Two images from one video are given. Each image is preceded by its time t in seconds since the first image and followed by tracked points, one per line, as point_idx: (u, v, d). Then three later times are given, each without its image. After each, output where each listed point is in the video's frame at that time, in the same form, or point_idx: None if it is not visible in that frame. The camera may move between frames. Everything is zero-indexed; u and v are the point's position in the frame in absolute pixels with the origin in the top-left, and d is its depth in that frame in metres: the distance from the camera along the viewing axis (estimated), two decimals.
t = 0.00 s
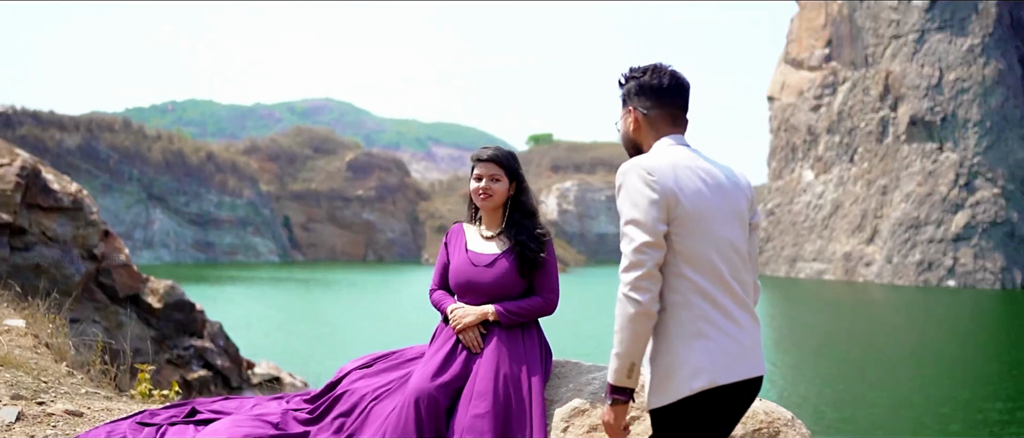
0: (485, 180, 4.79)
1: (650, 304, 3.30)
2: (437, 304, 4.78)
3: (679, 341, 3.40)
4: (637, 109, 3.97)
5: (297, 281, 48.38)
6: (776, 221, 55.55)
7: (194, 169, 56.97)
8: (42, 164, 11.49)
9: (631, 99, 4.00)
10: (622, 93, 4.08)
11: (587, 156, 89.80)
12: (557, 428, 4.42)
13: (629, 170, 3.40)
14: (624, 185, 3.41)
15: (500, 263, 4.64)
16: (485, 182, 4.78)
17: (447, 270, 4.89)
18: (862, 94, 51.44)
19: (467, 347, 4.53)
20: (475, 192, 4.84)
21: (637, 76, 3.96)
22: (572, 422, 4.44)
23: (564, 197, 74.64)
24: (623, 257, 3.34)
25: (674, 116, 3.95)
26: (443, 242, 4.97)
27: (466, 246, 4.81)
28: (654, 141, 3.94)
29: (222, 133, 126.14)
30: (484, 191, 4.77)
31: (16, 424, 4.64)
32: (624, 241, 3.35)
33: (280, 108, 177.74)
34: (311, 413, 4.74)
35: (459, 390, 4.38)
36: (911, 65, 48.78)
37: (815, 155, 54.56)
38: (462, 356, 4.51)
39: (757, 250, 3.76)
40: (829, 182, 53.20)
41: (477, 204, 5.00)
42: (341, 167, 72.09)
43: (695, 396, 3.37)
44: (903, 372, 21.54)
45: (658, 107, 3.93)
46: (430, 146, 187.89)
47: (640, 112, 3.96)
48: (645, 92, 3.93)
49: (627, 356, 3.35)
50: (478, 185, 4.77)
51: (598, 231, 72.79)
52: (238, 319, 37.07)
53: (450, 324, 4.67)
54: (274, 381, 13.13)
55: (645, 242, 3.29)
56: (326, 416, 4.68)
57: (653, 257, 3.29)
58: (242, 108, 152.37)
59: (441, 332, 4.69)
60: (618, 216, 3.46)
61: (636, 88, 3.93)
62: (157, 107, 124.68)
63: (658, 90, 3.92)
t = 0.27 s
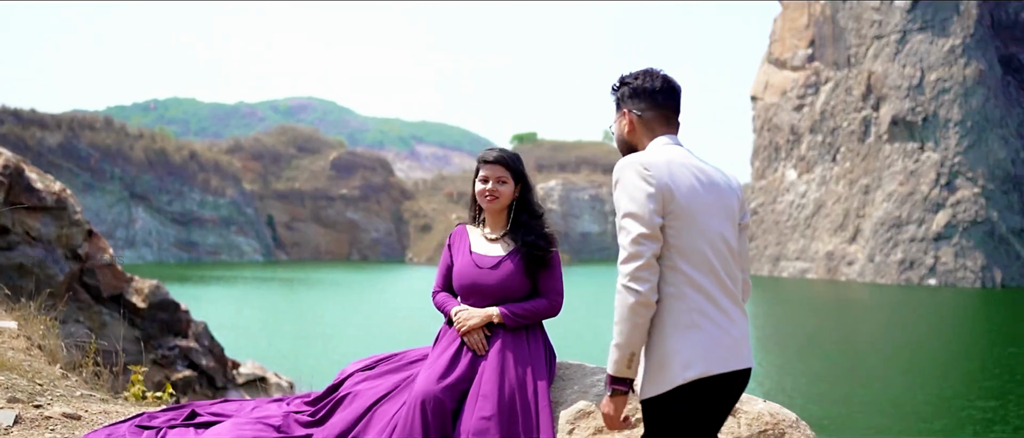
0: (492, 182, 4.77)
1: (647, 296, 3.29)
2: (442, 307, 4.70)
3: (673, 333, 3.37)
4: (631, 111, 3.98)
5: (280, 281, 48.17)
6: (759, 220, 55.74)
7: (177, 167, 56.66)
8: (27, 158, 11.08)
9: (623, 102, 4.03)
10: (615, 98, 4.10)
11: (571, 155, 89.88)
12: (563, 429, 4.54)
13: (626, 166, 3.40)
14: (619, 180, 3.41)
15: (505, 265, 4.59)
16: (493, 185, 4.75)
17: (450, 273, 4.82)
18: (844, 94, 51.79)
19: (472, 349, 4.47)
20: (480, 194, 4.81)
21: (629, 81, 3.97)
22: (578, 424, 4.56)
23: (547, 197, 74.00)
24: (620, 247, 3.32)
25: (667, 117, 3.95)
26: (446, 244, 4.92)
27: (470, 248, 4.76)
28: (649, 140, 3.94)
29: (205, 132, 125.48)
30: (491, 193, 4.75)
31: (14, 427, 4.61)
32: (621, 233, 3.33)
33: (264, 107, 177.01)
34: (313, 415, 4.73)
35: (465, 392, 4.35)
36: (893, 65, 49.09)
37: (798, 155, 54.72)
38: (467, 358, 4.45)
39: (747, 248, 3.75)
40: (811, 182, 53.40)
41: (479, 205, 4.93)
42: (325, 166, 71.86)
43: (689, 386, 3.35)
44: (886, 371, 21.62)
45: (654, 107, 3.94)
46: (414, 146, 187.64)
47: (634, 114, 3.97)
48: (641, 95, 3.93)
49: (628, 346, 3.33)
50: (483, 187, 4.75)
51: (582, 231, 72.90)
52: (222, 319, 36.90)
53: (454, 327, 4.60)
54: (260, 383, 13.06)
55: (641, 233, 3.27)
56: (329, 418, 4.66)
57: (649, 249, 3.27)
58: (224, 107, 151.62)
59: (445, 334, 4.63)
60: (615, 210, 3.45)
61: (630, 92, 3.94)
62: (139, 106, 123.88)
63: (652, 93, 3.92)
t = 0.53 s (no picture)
0: (498, 184, 4.78)
1: (650, 287, 3.28)
2: (444, 309, 4.68)
3: (672, 325, 3.37)
4: (628, 112, 3.97)
5: (264, 280, 47.94)
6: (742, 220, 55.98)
7: (159, 166, 56.32)
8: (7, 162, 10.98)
9: (621, 103, 4.02)
10: (614, 100, 4.09)
11: (555, 155, 89.99)
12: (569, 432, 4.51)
13: (628, 162, 3.41)
14: (622, 176, 3.40)
15: (509, 267, 4.57)
16: (498, 186, 4.76)
17: (452, 274, 4.80)
18: (827, 94, 52.20)
19: (477, 352, 4.43)
20: (485, 196, 4.81)
21: (628, 83, 3.96)
22: (583, 427, 4.55)
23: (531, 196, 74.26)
24: (623, 239, 3.31)
25: (664, 118, 3.92)
26: (448, 246, 4.89)
27: (473, 250, 4.73)
28: (647, 140, 3.90)
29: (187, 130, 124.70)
30: (496, 196, 4.74)
31: (11, 431, 4.56)
32: (624, 226, 3.33)
33: (246, 105, 176.16)
34: (315, 417, 4.75)
35: (469, 394, 4.32)
36: (875, 65, 49.45)
37: (781, 154, 54.92)
38: (470, 361, 4.41)
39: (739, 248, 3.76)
40: (794, 181, 53.64)
41: (481, 206, 4.92)
42: (308, 165, 71.59)
43: (686, 376, 3.36)
44: (870, 370, 21.72)
45: (652, 108, 3.92)
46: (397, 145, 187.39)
47: (633, 115, 3.95)
48: (639, 96, 3.92)
49: (629, 337, 3.32)
50: (488, 188, 4.76)
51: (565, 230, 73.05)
52: (206, 319, 36.69)
53: (458, 331, 4.57)
54: (245, 383, 12.98)
55: (644, 227, 3.28)
56: (331, 420, 4.68)
57: (653, 241, 3.28)
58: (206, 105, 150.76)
59: (448, 337, 4.60)
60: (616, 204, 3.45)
61: (629, 93, 3.92)
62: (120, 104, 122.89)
63: (652, 95, 3.91)
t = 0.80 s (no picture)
0: (503, 188, 4.66)
1: (655, 282, 3.29)
2: (445, 311, 4.65)
3: (675, 321, 3.38)
4: (627, 112, 3.96)
5: (247, 280, 47.71)
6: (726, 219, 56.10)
7: (140, 165, 55.90)
8: None
9: (619, 103, 4.02)
10: (611, 101, 4.09)
11: (538, 154, 90.04)
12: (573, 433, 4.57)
13: (633, 159, 3.41)
14: (627, 171, 3.40)
15: (512, 270, 4.52)
16: (502, 189, 4.65)
17: (454, 277, 4.75)
18: (809, 95, 52.47)
19: (480, 354, 4.43)
20: (489, 198, 4.69)
21: (627, 83, 3.95)
22: (587, 429, 4.59)
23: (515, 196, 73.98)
24: (629, 235, 3.32)
25: (664, 118, 3.92)
26: (449, 248, 4.82)
27: (476, 253, 4.66)
28: (646, 139, 3.90)
29: (169, 130, 123.90)
30: (501, 198, 4.64)
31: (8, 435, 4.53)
32: (630, 220, 3.34)
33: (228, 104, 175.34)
34: (315, 421, 4.75)
35: (472, 395, 4.32)
36: (857, 66, 49.78)
37: (764, 154, 55.04)
38: (473, 363, 4.41)
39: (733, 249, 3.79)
40: (776, 181, 53.80)
41: (483, 207, 4.82)
42: (291, 164, 71.28)
43: (686, 371, 3.38)
44: (852, 369, 21.79)
45: (649, 107, 3.92)
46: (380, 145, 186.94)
47: (631, 115, 3.95)
48: (637, 96, 3.92)
49: (632, 332, 3.32)
50: (491, 192, 4.65)
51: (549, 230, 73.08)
52: (190, 319, 36.47)
53: (460, 333, 4.56)
54: (230, 383, 12.96)
55: (652, 223, 3.29)
56: (332, 424, 4.67)
57: (659, 238, 3.30)
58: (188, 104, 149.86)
59: (451, 339, 4.59)
60: (620, 201, 3.45)
61: (626, 94, 3.94)
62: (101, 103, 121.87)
63: (650, 95, 3.91)
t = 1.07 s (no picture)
0: (508, 190, 4.62)
1: (663, 278, 3.32)
2: (448, 314, 4.59)
3: (679, 318, 3.42)
4: (628, 110, 3.98)
5: (229, 280, 47.48)
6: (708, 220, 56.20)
7: (122, 164, 55.55)
8: None
9: (619, 102, 4.05)
10: (611, 99, 4.10)
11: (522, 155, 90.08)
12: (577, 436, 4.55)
13: (641, 156, 3.45)
14: (634, 168, 3.45)
15: (515, 273, 4.49)
16: (507, 192, 4.61)
17: (456, 280, 4.69)
18: (791, 95, 52.64)
19: (484, 357, 4.39)
20: (493, 200, 4.66)
21: (627, 82, 3.99)
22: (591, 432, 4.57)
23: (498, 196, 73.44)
24: (638, 231, 3.34)
25: (664, 116, 3.95)
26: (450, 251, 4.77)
27: (478, 256, 4.63)
28: (647, 137, 3.91)
29: (149, 129, 122.77)
30: (507, 201, 4.60)
31: None
32: (638, 216, 3.37)
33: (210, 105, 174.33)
34: (315, 424, 4.73)
35: (477, 399, 4.29)
36: (838, 67, 50.06)
37: (746, 155, 55.07)
38: (477, 367, 4.37)
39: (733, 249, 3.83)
40: (759, 181, 53.85)
41: (485, 208, 4.79)
42: (274, 164, 70.98)
43: (688, 369, 3.42)
44: (834, 368, 21.90)
45: (650, 105, 3.95)
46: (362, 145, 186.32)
47: (632, 113, 3.96)
48: (638, 95, 3.95)
49: (641, 328, 3.34)
50: (497, 194, 4.60)
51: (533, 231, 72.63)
52: (173, 319, 36.26)
53: (464, 336, 4.50)
54: (213, 384, 12.91)
55: (661, 221, 3.34)
56: (333, 428, 4.65)
57: (668, 233, 3.34)
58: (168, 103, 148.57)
59: (453, 343, 4.53)
60: (626, 197, 3.49)
61: (628, 92, 3.96)
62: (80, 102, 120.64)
63: (651, 95, 3.95)
